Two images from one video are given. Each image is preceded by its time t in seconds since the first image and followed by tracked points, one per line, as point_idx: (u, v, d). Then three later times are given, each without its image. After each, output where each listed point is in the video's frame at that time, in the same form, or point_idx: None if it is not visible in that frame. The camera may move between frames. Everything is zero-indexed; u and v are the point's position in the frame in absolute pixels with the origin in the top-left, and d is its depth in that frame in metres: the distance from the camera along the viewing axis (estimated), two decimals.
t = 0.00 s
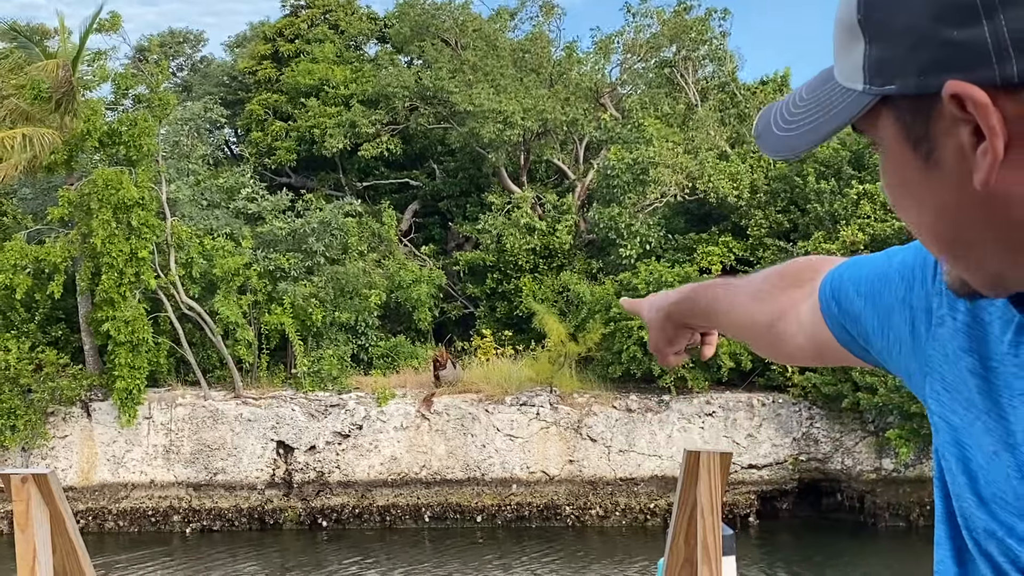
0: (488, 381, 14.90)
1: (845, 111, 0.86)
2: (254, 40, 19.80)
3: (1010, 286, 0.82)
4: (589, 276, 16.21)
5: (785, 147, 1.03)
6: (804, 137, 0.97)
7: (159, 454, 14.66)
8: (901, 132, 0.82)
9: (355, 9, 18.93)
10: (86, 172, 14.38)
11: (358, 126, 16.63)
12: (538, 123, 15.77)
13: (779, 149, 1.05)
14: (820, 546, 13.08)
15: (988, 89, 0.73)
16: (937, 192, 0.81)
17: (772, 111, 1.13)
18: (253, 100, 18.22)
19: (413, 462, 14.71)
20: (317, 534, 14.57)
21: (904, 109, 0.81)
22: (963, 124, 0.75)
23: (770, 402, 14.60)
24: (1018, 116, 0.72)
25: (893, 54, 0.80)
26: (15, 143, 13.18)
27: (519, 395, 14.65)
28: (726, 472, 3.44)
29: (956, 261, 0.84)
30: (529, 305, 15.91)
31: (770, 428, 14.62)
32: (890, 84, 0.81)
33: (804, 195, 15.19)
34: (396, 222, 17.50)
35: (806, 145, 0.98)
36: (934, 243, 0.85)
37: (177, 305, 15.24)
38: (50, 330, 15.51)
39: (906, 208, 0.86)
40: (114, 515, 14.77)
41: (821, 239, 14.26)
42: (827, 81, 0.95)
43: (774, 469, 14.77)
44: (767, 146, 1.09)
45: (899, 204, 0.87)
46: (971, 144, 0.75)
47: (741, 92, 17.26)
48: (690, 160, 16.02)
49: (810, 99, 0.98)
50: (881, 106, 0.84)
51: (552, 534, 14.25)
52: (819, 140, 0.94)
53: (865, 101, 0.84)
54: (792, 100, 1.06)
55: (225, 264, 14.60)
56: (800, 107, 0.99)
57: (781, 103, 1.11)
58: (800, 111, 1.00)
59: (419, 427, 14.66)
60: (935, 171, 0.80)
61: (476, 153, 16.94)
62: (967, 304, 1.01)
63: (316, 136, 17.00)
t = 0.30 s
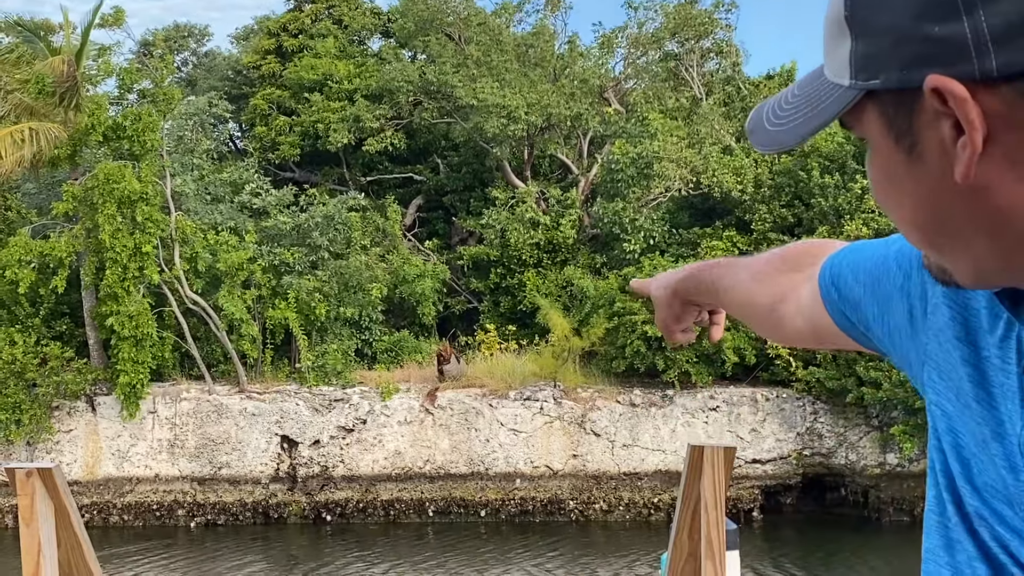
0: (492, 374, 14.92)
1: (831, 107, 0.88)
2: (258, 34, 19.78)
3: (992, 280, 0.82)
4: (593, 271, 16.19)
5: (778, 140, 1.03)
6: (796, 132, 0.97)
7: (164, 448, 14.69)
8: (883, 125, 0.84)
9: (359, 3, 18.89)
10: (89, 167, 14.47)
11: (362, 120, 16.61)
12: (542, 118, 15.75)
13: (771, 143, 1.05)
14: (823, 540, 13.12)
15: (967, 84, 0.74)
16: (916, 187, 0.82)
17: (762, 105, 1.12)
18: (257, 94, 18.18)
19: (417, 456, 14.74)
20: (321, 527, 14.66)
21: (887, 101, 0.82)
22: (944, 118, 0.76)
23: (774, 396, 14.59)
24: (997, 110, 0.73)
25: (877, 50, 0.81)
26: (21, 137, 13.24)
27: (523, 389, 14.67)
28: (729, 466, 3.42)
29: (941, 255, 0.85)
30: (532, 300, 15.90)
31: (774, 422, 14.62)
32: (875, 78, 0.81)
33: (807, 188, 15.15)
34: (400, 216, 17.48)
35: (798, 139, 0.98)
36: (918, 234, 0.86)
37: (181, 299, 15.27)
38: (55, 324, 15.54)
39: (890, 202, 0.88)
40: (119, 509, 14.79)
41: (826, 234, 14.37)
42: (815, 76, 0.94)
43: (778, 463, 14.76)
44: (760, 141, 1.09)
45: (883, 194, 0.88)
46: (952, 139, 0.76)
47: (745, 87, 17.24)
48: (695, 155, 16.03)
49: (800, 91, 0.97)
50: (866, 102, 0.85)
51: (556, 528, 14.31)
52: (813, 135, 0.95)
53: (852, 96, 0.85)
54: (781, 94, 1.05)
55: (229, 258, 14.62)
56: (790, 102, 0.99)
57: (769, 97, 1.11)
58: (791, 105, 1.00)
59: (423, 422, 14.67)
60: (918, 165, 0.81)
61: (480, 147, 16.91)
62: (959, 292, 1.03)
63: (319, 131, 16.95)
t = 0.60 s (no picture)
0: (496, 369, 15.05)
1: (860, 92, 1.00)
2: (263, 29, 19.77)
3: (1008, 268, 0.92)
4: (598, 266, 16.18)
5: (801, 128, 1.19)
6: (817, 119, 1.14)
7: (169, 442, 14.74)
8: (912, 109, 0.94)
9: None
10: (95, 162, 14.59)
11: (367, 115, 16.53)
12: (547, 112, 15.75)
13: (795, 131, 1.22)
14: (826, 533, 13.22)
15: (1004, 65, 0.83)
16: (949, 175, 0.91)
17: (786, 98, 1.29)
18: (261, 90, 18.16)
19: (422, 450, 14.85)
20: (326, 524, 14.35)
21: (918, 85, 0.93)
22: (980, 102, 0.85)
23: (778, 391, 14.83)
24: None
25: (905, 35, 0.93)
26: (26, 131, 13.20)
27: (527, 384, 14.86)
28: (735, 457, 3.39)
29: (968, 244, 0.94)
30: (537, 295, 15.91)
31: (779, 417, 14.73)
32: (903, 62, 0.94)
33: (813, 184, 15.37)
34: (406, 211, 17.43)
35: (817, 126, 1.14)
36: (944, 225, 0.95)
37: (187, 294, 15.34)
38: (61, 319, 15.61)
39: (915, 189, 0.97)
40: (124, 503, 14.77)
41: (831, 228, 14.73)
42: (835, 67, 1.11)
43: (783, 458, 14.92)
44: (785, 130, 1.25)
45: (908, 192, 0.98)
46: (987, 122, 0.85)
47: (750, 81, 17.24)
48: (700, 149, 16.05)
49: (818, 83, 1.14)
50: (895, 86, 0.96)
51: (561, 523, 14.35)
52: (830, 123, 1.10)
53: (880, 80, 0.97)
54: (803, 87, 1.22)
55: (234, 253, 14.68)
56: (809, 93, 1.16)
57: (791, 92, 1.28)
58: (810, 96, 1.16)
59: (428, 416, 14.82)
60: (948, 151, 0.90)
61: (486, 142, 16.83)
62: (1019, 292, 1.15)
63: (324, 126, 16.87)
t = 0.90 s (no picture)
0: (502, 364, 15.07)
1: (957, 95, 0.94)
2: (269, 24, 19.75)
3: None
4: (603, 260, 16.16)
5: (838, 178, 1.09)
6: (873, 158, 1.03)
7: (175, 436, 14.79)
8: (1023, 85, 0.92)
9: None
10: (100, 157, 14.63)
11: (372, 110, 16.51)
12: (552, 107, 15.70)
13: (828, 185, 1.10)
14: (832, 529, 13.28)
15: None
16: None
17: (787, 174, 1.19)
18: (267, 84, 18.16)
19: (427, 445, 14.88)
20: (333, 517, 14.55)
21: None
22: None
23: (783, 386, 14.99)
24: None
25: (995, 13, 0.91)
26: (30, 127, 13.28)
27: (533, 378, 14.83)
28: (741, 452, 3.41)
29: None
30: (542, 289, 15.89)
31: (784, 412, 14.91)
32: (1003, 40, 0.91)
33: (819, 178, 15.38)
34: (411, 206, 17.35)
35: (877, 163, 1.02)
36: None
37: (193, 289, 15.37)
38: (67, 313, 15.65)
39: None
40: (131, 497, 14.79)
41: (837, 223, 14.79)
42: (868, 103, 1.06)
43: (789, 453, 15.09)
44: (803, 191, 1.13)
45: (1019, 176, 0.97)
46: None
47: (756, 76, 17.21)
48: (705, 143, 16.04)
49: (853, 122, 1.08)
50: (993, 75, 0.93)
51: (567, 517, 14.43)
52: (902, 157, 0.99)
53: (978, 75, 0.93)
54: (816, 150, 1.15)
55: (240, 247, 14.71)
56: (846, 134, 1.08)
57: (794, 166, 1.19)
58: (847, 140, 1.08)
59: (433, 411, 14.83)
60: None
61: (491, 136, 16.68)
62: None
63: (330, 120, 16.89)
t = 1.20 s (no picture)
0: (508, 357, 15.08)
1: (984, 66, 0.85)
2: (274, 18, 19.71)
3: None
4: (610, 254, 16.14)
5: (854, 140, 1.03)
6: (890, 126, 0.97)
7: (182, 430, 14.83)
8: None
9: None
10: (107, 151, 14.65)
11: (379, 103, 16.48)
12: (558, 100, 15.65)
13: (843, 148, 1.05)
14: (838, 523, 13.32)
15: None
16: None
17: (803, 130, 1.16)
18: (274, 78, 18.12)
19: (434, 438, 14.92)
20: (340, 510, 14.60)
21: None
22: None
23: (790, 379, 15.01)
24: None
25: None
26: (37, 121, 13.25)
27: (540, 371, 14.91)
28: (747, 446, 3.38)
29: None
30: (548, 282, 15.86)
31: (790, 405, 14.98)
32: None
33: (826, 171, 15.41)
34: (418, 199, 17.29)
35: (891, 135, 0.97)
36: None
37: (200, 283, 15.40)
38: (75, 307, 15.69)
39: None
40: (138, 490, 14.86)
41: (844, 217, 14.74)
42: (896, 65, 0.99)
43: (795, 447, 15.13)
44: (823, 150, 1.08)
45: None
46: None
47: (763, 69, 17.15)
48: (712, 137, 16.00)
49: (883, 81, 1.01)
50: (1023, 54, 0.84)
51: (573, 510, 14.51)
52: (915, 131, 0.93)
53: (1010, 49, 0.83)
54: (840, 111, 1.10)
55: (247, 241, 14.74)
56: (868, 96, 1.02)
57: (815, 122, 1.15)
58: (870, 103, 1.02)
59: (440, 405, 14.86)
60: None
61: (497, 130, 16.63)
62: None
63: (336, 114, 16.78)
